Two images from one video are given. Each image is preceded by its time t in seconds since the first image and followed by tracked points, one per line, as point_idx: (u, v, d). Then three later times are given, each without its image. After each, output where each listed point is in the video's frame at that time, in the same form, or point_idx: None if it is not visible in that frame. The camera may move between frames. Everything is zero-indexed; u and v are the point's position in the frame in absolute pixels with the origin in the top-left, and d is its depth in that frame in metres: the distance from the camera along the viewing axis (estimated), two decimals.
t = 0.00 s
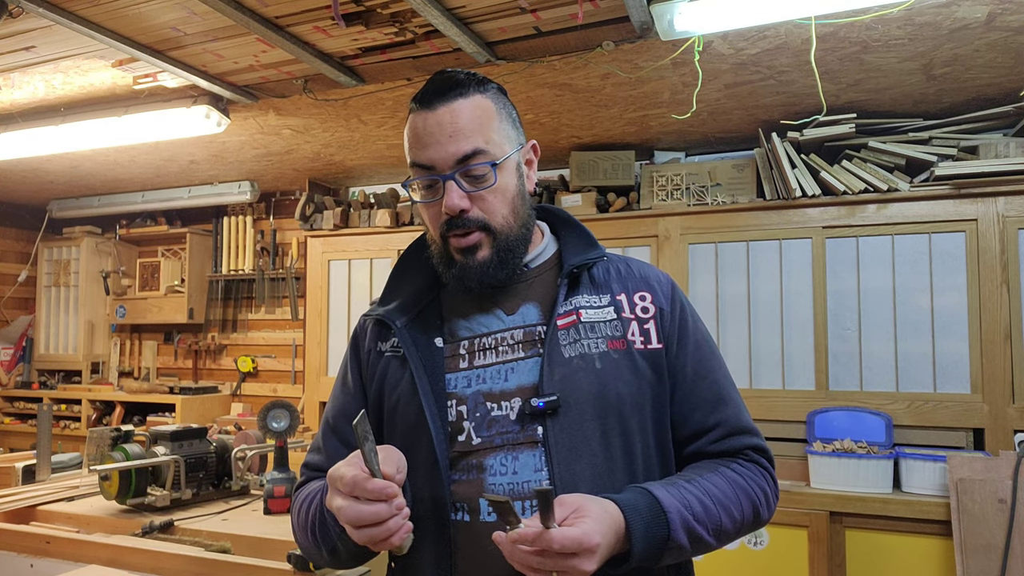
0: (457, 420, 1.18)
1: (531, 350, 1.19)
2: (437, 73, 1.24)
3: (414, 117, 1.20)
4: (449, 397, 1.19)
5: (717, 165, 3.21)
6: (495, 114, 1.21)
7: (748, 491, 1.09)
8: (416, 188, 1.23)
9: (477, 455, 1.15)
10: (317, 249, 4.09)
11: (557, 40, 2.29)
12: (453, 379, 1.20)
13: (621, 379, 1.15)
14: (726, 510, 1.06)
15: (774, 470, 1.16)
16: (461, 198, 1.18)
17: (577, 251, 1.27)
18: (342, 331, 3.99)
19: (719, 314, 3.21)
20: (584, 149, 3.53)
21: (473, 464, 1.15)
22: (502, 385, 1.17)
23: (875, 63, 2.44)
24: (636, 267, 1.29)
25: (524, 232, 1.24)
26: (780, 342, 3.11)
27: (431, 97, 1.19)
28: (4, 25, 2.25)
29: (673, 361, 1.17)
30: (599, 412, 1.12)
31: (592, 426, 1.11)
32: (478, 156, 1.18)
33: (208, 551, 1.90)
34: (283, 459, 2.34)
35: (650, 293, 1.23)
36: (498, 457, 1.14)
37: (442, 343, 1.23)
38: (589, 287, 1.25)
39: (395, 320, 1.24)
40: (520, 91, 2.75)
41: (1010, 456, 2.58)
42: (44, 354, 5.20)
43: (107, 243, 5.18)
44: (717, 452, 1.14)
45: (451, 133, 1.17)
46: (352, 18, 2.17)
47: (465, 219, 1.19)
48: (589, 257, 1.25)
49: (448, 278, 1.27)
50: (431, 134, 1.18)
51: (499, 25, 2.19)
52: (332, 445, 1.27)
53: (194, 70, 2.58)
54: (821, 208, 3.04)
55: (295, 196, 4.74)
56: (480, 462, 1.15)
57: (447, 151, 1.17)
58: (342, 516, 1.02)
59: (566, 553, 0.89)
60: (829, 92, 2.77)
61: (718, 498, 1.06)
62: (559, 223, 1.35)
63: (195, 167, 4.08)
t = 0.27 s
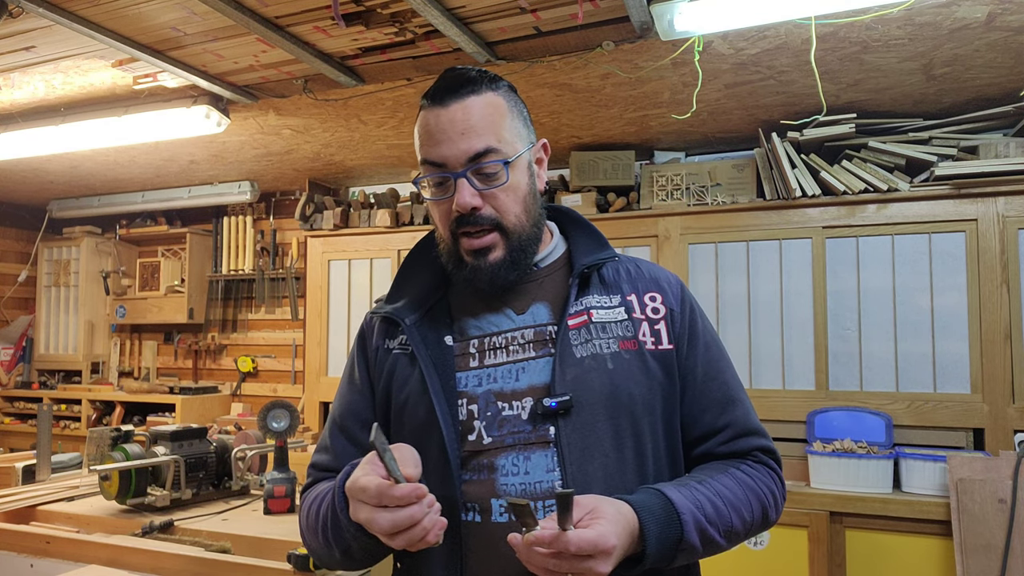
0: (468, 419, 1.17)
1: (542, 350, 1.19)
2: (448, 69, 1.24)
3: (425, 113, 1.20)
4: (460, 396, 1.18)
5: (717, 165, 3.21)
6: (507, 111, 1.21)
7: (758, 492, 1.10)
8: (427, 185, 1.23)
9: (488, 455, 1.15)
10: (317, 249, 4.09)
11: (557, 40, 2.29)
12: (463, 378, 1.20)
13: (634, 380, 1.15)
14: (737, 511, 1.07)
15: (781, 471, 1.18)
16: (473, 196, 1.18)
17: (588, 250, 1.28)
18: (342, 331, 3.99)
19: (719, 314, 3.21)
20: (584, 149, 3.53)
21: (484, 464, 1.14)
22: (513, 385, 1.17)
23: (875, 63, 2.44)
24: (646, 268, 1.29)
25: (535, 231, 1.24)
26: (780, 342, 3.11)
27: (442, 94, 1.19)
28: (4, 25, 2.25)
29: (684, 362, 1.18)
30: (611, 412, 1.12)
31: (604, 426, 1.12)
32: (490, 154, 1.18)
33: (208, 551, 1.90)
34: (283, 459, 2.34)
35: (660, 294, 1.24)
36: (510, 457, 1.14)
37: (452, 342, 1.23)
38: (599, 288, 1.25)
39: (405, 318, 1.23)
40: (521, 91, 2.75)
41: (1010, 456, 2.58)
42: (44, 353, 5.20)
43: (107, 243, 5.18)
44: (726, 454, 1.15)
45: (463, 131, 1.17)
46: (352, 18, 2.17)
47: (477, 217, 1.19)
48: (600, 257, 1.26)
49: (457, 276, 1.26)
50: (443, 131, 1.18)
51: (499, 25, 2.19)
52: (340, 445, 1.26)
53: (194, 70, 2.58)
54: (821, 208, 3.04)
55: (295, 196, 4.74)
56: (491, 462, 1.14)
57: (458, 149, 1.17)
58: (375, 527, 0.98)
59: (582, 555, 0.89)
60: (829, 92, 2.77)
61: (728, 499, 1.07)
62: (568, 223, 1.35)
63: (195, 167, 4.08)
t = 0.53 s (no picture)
0: (479, 419, 1.16)
1: (553, 349, 1.19)
2: (457, 65, 1.24)
3: (433, 109, 1.19)
4: (470, 396, 1.18)
5: (717, 165, 3.21)
6: (516, 108, 1.21)
7: (768, 490, 1.11)
8: (436, 182, 1.23)
9: (500, 456, 1.14)
10: (317, 249, 4.09)
11: (557, 40, 2.29)
12: (474, 378, 1.19)
13: (645, 379, 1.15)
14: (748, 509, 1.08)
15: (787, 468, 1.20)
16: (484, 192, 1.18)
17: (596, 250, 1.29)
18: (342, 331, 3.99)
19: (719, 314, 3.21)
20: (584, 149, 3.53)
21: (496, 464, 1.14)
22: (524, 385, 1.17)
23: (875, 63, 2.44)
24: (653, 267, 1.30)
25: (543, 228, 1.24)
26: (780, 342, 3.11)
27: (452, 89, 1.18)
28: (4, 25, 2.25)
29: (692, 361, 1.19)
30: (624, 411, 1.13)
31: (617, 425, 1.12)
32: (501, 151, 1.18)
33: (208, 551, 1.90)
34: (283, 459, 2.34)
35: (668, 293, 1.25)
36: (523, 458, 1.13)
37: (461, 341, 1.22)
38: (608, 287, 1.26)
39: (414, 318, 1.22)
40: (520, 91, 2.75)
41: (1010, 456, 2.58)
42: (44, 354, 5.20)
43: (107, 243, 5.18)
44: (735, 452, 1.16)
45: (473, 127, 1.17)
46: (352, 18, 2.17)
47: (487, 214, 1.19)
48: (609, 256, 1.27)
49: (465, 274, 1.26)
50: (453, 128, 1.18)
51: (499, 25, 2.19)
52: (346, 446, 1.24)
53: (194, 70, 2.58)
54: (821, 208, 3.04)
55: (295, 196, 4.74)
56: (504, 462, 1.14)
57: (468, 145, 1.17)
58: (394, 530, 0.95)
59: (604, 555, 0.89)
60: (829, 92, 2.77)
61: (740, 496, 1.08)
62: (574, 222, 1.35)
63: (195, 167, 4.08)
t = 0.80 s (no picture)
0: (488, 419, 1.16)
1: (560, 349, 1.19)
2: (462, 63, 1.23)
3: (439, 106, 1.19)
4: (479, 397, 1.18)
5: (717, 165, 3.21)
6: (522, 105, 1.21)
7: (775, 487, 1.11)
8: (442, 179, 1.22)
9: (510, 456, 1.14)
10: (317, 249, 4.09)
11: (557, 40, 2.29)
12: (481, 379, 1.19)
13: (653, 378, 1.15)
14: (757, 507, 1.08)
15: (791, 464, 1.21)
16: (491, 189, 1.18)
17: (602, 249, 1.29)
18: (342, 331, 3.99)
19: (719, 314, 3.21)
20: (584, 149, 3.53)
21: (506, 465, 1.14)
22: (533, 385, 1.17)
23: (875, 63, 2.44)
24: (657, 266, 1.30)
25: (549, 224, 1.25)
26: (780, 342, 3.11)
27: (459, 87, 1.18)
28: (4, 25, 2.25)
29: (698, 360, 1.19)
30: (633, 411, 1.13)
31: (626, 425, 1.12)
32: (509, 148, 1.18)
33: (208, 551, 1.90)
34: (283, 459, 2.35)
35: (673, 292, 1.25)
36: (533, 458, 1.13)
37: (468, 342, 1.22)
38: (614, 286, 1.26)
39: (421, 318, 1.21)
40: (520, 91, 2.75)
41: (1010, 457, 2.58)
42: (44, 354, 5.20)
43: (107, 243, 5.18)
44: (740, 450, 1.17)
45: (481, 125, 1.17)
46: (352, 18, 2.17)
47: (494, 212, 1.19)
48: (615, 255, 1.27)
49: (472, 273, 1.26)
50: (461, 125, 1.17)
51: (499, 25, 2.19)
52: (351, 448, 1.25)
53: (194, 70, 2.58)
54: (821, 208, 3.04)
55: (295, 196, 4.74)
56: (513, 462, 1.13)
57: (476, 142, 1.17)
58: (413, 532, 0.95)
59: (620, 553, 0.89)
60: (829, 92, 2.77)
61: (748, 494, 1.08)
62: (577, 221, 1.36)
63: (195, 167, 4.08)
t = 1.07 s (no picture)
0: (493, 419, 1.16)
1: (565, 349, 1.19)
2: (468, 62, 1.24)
3: (445, 104, 1.20)
4: (484, 397, 1.17)
5: (717, 165, 3.21)
6: (527, 104, 1.22)
7: (779, 486, 1.12)
8: (448, 177, 1.23)
9: (515, 456, 1.14)
10: (317, 249, 4.09)
11: (557, 40, 2.29)
12: (486, 379, 1.19)
13: (657, 378, 1.15)
14: (761, 506, 1.08)
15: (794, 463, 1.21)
16: (497, 186, 1.18)
17: (606, 249, 1.29)
18: (342, 331, 3.99)
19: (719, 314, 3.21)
20: (584, 149, 3.53)
21: (512, 465, 1.13)
22: (538, 384, 1.17)
23: (876, 63, 2.44)
24: (660, 267, 1.31)
25: (554, 225, 1.25)
26: (780, 342, 3.11)
27: (465, 85, 1.19)
28: (4, 25, 2.25)
29: (701, 360, 1.19)
30: (638, 411, 1.13)
31: (632, 424, 1.12)
32: (515, 145, 1.18)
33: (208, 551, 1.90)
34: (283, 459, 2.35)
35: (676, 292, 1.25)
36: (538, 458, 1.13)
37: (473, 342, 1.22)
38: (618, 286, 1.26)
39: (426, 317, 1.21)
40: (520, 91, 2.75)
41: (1010, 457, 2.58)
42: (44, 354, 5.20)
43: (107, 243, 5.18)
44: (744, 449, 1.17)
45: (487, 121, 1.17)
46: (352, 18, 2.17)
47: (500, 209, 1.19)
48: (619, 255, 1.27)
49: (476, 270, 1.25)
50: (467, 122, 1.18)
51: (499, 25, 2.19)
52: (355, 449, 1.25)
53: (194, 70, 2.58)
54: (821, 208, 3.04)
55: (295, 196, 4.74)
56: (519, 462, 1.13)
57: (481, 139, 1.17)
58: (425, 527, 0.95)
59: (629, 551, 0.90)
60: (829, 92, 2.77)
61: (753, 493, 1.08)
62: (581, 222, 1.36)
63: (195, 167, 4.08)
